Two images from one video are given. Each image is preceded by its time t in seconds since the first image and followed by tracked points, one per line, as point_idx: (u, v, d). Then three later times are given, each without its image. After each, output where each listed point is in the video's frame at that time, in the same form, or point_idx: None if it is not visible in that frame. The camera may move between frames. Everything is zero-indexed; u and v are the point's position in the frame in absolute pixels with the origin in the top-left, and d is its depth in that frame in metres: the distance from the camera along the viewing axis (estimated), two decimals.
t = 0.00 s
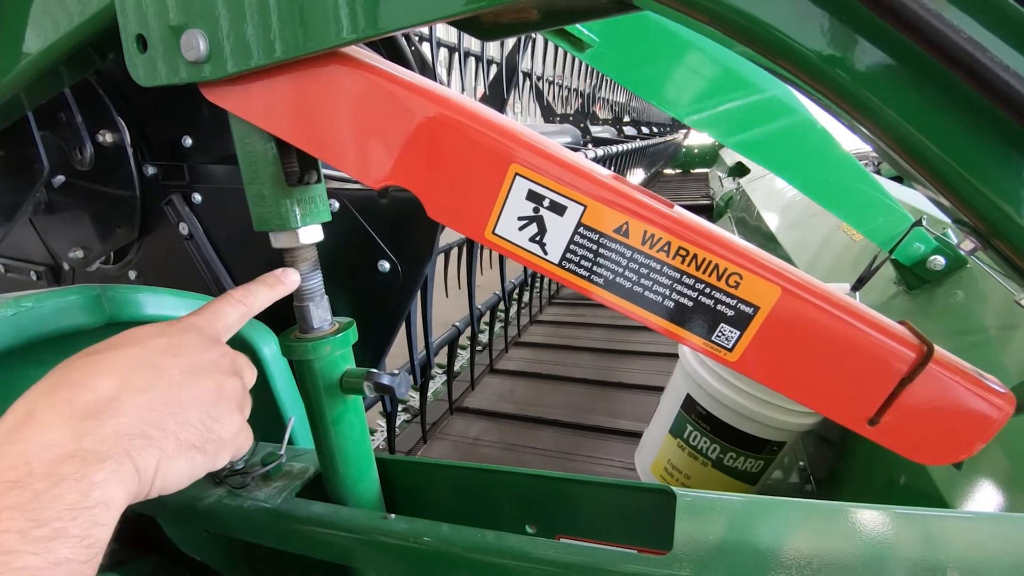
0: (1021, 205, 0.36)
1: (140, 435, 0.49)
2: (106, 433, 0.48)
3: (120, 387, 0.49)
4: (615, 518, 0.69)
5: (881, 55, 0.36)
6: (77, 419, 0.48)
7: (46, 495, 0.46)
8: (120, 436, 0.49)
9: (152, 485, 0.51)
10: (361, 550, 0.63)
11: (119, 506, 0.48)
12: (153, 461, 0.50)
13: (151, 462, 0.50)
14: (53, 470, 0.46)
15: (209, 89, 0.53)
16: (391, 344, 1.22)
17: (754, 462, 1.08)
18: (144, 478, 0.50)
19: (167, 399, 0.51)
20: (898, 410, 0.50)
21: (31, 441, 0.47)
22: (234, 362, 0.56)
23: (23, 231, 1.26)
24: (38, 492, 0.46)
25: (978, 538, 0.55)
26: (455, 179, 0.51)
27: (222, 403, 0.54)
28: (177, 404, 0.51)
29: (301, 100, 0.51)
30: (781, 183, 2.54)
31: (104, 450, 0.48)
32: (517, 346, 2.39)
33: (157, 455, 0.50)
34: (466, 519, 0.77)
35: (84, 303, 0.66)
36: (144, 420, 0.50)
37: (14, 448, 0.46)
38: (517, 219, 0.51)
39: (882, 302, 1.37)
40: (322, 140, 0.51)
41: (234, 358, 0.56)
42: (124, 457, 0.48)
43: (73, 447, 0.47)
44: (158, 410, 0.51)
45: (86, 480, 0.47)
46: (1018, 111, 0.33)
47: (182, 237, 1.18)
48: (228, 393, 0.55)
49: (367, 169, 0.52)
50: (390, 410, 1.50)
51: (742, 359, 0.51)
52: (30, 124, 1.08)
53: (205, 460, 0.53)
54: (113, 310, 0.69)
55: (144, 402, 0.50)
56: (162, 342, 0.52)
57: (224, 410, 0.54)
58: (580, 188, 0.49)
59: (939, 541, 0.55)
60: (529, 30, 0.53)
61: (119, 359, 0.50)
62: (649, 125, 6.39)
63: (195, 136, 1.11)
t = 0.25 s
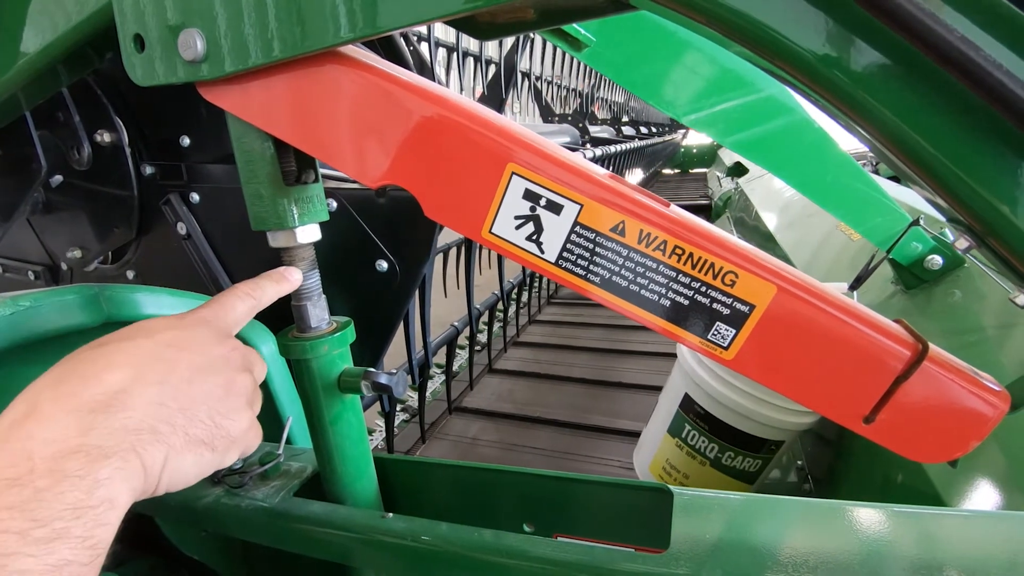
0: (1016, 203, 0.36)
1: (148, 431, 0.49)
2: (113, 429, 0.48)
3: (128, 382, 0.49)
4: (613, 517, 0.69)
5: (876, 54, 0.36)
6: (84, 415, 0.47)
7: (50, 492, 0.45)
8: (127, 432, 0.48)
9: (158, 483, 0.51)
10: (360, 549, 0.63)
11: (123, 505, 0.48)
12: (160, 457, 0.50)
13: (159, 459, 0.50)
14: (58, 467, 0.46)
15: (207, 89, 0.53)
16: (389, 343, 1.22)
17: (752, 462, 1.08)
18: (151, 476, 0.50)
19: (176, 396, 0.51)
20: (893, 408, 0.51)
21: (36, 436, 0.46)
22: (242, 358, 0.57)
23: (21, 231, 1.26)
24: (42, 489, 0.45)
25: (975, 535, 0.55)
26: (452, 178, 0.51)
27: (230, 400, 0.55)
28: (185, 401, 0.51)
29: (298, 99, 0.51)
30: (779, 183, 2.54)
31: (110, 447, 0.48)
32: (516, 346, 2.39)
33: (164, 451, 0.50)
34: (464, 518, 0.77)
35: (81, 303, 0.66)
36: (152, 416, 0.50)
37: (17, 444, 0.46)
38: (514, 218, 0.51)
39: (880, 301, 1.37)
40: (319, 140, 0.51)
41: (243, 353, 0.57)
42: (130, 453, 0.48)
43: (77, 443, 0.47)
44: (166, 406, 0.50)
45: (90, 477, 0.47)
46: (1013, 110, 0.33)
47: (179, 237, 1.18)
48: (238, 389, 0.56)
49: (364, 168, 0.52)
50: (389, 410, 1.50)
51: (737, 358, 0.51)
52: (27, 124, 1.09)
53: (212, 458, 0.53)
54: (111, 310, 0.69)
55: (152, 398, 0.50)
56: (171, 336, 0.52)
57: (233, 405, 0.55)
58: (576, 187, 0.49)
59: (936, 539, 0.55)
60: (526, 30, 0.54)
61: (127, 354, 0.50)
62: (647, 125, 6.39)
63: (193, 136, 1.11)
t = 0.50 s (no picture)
0: (1014, 204, 0.36)
1: (147, 422, 0.49)
2: (112, 419, 0.48)
3: (128, 373, 0.50)
4: (614, 516, 0.69)
5: (875, 56, 0.36)
6: (83, 405, 0.48)
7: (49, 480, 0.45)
8: (126, 423, 0.48)
9: (155, 477, 0.50)
10: (359, 550, 0.63)
11: (121, 496, 0.48)
12: (159, 449, 0.50)
13: (158, 450, 0.50)
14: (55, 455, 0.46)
15: (207, 90, 0.53)
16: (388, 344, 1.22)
17: (751, 461, 1.08)
18: (149, 469, 0.50)
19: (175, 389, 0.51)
20: (892, 408, 0.51)
21: (35, 425, 0.46)
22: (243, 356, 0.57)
23: (20, 231, 1.25)
24: (39, 477, 0.45)
25: (974, 535, 0.55)
26: (451, 179, 0.51)
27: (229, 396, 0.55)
28: (185, 393, 0.52)
29: (298, 100, 0.51)
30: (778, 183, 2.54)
31: (109, 437, 0.48)
32: (515, 346, 2.39)
33: (163, 443, 0.50)
34: (464, 518, 0.77)
35: (80, 303, 0.66)
36: (152, 407, 0.50)
37: (14, 434, 0.46)
38: (513, 219, 0.51)
39: (879, 301, 1.37)
40: (319, 141, 0.51)
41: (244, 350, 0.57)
42: (129, 445, 0.48)
43: (75, 433, 0.47)
44: (166, 398, 0.51)
45: (88, 468, 0.47)
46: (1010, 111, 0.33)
47: (178, 237, 1.18)
48: (238, 385, 0.56)
49: (364, 169, 0.52)
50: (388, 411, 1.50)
51: (737, 358, 0.51)
52: (26, 124, 1.09)
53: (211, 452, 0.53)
54: (110, 311, 0.68)
55: (152, 389, 0.50)
56: (171, 331, 0.53)
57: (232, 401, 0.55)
58: (576, 188, 0.49)
59: (935, 539, 0.55)
60: (525, 31, 0.54)
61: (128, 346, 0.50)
62: (646, 125, 6.39)
63: (192, 136, 1.11)
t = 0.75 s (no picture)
0: (1011, 204, 0.36)
1: (155, 428, 0.49)
2: (119, 425, 0.48)
3: (138, 379, 0.49)
4: (612, 517, 0.69)
5: (873, 56, 0.36)
6: (93, 410, 0.47)
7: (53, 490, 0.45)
8: (134, 429, 0.48)
9: (163, 483, 0.50)
10: (357, 550, 0.63)
11: (127, 505, 0.48)
12: (166, 455, 0.49)
13: (164, 458, 0.49)
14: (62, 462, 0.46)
15: (204, 89, 0.53)
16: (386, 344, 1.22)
17: (750, 461, 1.08)
18: (155, 476, 0.49)
19: (183, 394, 0.51)
20: (889, 408, 0.51)
21: (44, 430, 0.46)
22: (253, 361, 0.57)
23: (17, 232, 1.25)
24: (45, 485, 0.45)
25: (971, 535, 0.55)
26: (449, 178, 0.51)
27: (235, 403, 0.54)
28: (193, 400, 0.51)
29: (295, 100, 0.51)
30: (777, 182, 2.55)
31: (116, 444, 0.47)
32: (514, 346, 2.39)
33: (170, 450, 0.50)
34: (462, 519, 0.77)
35: (78, 303, 0.65)
36: (160, 413, 0.50)
37: (23, 437, 0.46)
38: (511, 219, 0.51)
39: (877, 301, 1.38)
40: (317, 141, 0.51)
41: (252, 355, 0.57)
42: (137, 451, 0.48)
43: (83, 438, 0.47)
44: (174, 404, 0.50)
45: (94, 475, 0.46)
46: (1007, 111, 0.33)
47: (176, 237, 1.18)
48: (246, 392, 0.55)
49: (361, 169, 0.52)
50: (386, 411, 1.50)
51: (734, 359, 0.51)
52: (24, 124, 1.08)
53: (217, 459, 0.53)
54: (108, 311, 0.68)
55: (160, 394, 0.50)
56: (183, 336, 0.53)
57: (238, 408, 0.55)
58: (573, 188, 0.49)
59: (933, 538, 0.55)
60: (523, 31, 0.54)
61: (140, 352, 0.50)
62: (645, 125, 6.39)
63: (190, 137, 1.11)
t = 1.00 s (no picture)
0: (1009, 206, 0.36)
1: (181, 470, 0.47)
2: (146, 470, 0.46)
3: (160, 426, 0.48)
4: (611, 518, 0.69)
5: (870, 58, 0.36)
6: (119, 457, 0.46)
7: (77, 538, 0.42)
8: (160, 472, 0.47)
9: (195, 527, 0.48)
10: (356, 552, 0.63)
11: (153, 548, 0.45)
12: (194, 497, 0.47)
13: (193, 500, 0.47)
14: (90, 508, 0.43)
15: (202, 91, 0.53)
16: (384, 345, 1.22)
17: (748, 462, 1.08)
18: (185, 519, 0.47)
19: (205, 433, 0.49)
20: (887, 410, 0.51)
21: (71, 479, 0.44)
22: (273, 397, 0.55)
23: (14, 233, 1.25)
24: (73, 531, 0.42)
25: (969, 535, 0.55)
26: (447, 180, 0.51)
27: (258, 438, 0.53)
28: (216, 440, 0.50)
29: (293, 102, 0.51)
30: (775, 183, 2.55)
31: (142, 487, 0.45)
32: (512, 347, 2.39)
33: (197, 492, 0.48)
34: (461, 520, 0.77)
35: (75, 306, 0.65)
36: (184, 456, 0.48)
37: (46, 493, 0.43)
38: (509, 221, 0.51)
39: (875, 301, 1.38)
40: (315, 143, 0.51)
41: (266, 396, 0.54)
42: (163, 494, 0.46)
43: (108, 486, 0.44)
44: (197, 446, 0.49)
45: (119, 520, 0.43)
46: (1004, 113, 0.33)
47: (174, 239, 1.17)
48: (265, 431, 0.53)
49: (359, 171, 0.52)
50: (385, 411, 1.50)
51: (732, 361, 0.51)
52: (21, 125, 1.08)
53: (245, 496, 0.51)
54: (104, 314, 0.67)
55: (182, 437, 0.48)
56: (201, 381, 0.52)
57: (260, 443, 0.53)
58: (571, 191, 0.49)
59: (931, 540, 0.55)
60: (520, 32, 0.54)
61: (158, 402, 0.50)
62: (644, 125, 6.40)
63: (188, 138, 1.10)
